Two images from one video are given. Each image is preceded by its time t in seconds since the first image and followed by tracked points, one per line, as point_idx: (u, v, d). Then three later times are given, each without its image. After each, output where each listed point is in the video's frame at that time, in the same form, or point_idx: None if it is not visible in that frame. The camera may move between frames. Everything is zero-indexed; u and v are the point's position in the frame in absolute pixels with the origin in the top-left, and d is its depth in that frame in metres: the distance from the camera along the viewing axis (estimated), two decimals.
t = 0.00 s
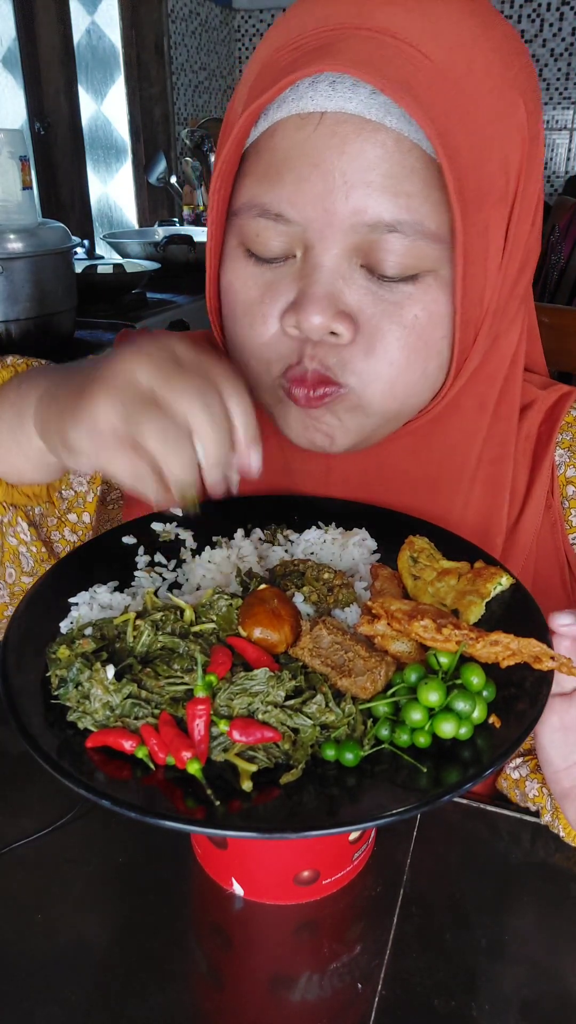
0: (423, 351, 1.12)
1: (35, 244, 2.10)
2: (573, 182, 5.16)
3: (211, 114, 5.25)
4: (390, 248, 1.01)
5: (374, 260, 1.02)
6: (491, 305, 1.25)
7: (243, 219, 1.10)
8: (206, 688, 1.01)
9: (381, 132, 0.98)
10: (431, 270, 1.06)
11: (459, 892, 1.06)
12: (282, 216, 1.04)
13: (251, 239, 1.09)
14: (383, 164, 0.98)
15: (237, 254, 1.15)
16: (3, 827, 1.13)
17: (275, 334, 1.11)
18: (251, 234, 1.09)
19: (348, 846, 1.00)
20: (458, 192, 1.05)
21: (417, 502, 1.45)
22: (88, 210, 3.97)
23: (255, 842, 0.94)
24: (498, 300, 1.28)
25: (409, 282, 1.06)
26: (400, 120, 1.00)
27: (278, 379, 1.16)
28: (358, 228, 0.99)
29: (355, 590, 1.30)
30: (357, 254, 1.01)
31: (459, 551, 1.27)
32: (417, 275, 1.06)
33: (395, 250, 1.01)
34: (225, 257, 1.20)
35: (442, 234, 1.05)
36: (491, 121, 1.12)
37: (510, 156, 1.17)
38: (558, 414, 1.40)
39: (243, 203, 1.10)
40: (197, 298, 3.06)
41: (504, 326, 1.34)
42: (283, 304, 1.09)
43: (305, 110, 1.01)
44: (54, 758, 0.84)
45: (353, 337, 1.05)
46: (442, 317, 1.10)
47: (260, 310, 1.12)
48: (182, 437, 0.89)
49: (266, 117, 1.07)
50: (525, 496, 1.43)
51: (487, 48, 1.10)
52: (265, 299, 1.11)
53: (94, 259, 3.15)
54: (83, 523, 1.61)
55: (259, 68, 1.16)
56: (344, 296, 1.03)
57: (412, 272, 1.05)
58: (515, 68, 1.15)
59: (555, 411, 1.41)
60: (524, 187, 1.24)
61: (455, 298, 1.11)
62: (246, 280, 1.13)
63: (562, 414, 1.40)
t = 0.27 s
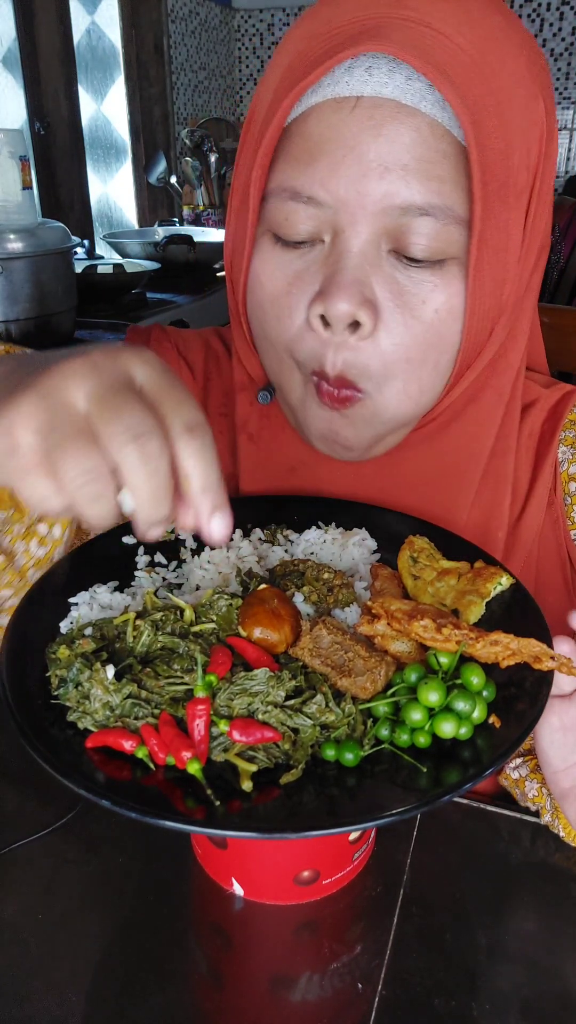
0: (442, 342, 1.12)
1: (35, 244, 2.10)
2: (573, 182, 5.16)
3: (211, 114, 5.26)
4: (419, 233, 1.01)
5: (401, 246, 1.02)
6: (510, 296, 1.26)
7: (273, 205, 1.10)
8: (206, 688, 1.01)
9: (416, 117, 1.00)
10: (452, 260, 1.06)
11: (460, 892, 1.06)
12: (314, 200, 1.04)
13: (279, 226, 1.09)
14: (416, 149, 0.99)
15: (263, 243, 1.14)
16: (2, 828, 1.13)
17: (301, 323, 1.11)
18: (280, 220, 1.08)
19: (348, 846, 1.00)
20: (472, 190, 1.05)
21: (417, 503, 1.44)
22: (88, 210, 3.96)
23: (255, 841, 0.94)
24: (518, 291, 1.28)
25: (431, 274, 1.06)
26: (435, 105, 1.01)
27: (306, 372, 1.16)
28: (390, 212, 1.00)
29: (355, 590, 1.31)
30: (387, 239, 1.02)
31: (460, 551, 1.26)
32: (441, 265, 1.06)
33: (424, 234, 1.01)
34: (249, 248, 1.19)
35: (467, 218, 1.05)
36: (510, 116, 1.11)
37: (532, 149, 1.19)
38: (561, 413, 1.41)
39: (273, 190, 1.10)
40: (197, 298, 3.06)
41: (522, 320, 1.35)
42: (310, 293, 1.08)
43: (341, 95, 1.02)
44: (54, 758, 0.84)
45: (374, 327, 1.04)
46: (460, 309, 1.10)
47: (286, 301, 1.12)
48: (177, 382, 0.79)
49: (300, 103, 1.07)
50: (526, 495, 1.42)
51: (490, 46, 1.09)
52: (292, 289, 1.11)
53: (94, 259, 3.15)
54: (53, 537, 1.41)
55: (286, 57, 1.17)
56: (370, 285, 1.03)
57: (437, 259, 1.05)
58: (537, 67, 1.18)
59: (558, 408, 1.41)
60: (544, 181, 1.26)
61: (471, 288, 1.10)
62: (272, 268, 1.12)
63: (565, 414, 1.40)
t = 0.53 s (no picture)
0: (460, 331, 1.12)
1: (35, 244, 2.10)
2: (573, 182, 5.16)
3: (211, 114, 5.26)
4: (430, 230, 1.01)
5: (412, 243, 1.02)
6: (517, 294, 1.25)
7: (281, 200, 1.09)
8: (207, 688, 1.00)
9: (427, 115, 0.99)
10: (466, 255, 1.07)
11: (460, 892, 1.06)
12: (322, 196, 1.03)
13: (287, 221, 1.09)
14: (429, 147, 0.99)
15: (272, 236, 1.14)
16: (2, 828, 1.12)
17: (311, 314, 1.11)
18: (288, 214, 1.08)
19: (348, 846, 1.00)
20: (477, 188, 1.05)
21: (417, 503, 1.44)
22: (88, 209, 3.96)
23: (255, 842, 0.94)
24: (524, 289, 1.28)
25: (447, 265, 1.06)
26: (446, 104, 1.01)
27: (310, 360, 1.16)
28: (399, 210, 1.00)
29: (355, 590, 1.31)
30: (397, 236, 1.02)
31: (460, 552, 1.27)
32: (456, 258, 1.06)
33: (433, 232, 1.01)
34: (256, 243, 1.19)
35: (481, 217, 1.06)
36: (517, 115, 1.11)
37: (541, 149, 1.19)
38: (566, 413, 1.41)
39: (281, 184, 1.10)
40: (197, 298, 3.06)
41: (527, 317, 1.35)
42: (319, 286, 1.09)
43: (352, 91, 1.02)
44: (54, 758, 0.84)
45: (390, 318, 1.05)
46: (477, 298, 1.11)
47: (294, 293, 1.12)
48: (221, 530, 0.73)
49: (311, 98, 1.07)
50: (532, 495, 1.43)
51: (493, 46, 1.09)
52: (299, 282, 1.11)
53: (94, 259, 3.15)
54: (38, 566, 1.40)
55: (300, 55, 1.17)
56: (382, 279, 1.04)
57: (451, 255, 1.05)
58: (549, 67, 1.18)
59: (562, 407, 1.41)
60: (555, 179, 1.25)
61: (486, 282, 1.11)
62: (280, 260, 1.13)
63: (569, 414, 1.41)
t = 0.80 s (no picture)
0: (455, 330, 1.11)
1: (34, 244, 2.10)
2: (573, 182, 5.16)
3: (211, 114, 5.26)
4: (424, 229, 1.01)
5: (405, 242, 1.02)
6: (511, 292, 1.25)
7: (276, 199, 1.09)
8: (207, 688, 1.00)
9: (420, 114, 0.99)
10: (459, 254, 1.06)
11: (460, 892, 1.06)
12: (316, 196, 1.03)
13: (282, 220, 1.09)
14: (422, 146, 0.99)
15: (268, 236, 1.14)
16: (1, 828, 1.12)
17: (306, 315, 1.11)
18: (282, 214, 1.08)
19: (348, 846, 1.00)
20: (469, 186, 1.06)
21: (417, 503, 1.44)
22: (88, 209, 3.96)
23: (255, 842, 0.94)
24: (519, 287, 1.28)
25: (439, 264, 1.06)
26: (439, 102, 1.00)
27: (310, 365, 1.16)
28: (392, 209, 1.00)
29: (355, 590, 1.31)
30: (390, 234, 1.01)
31: (459, 552, 1.27)
32: (449, 258, 1.06)
33: (426, 231, 1.01)
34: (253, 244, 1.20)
35: (473, 217, 1.05)
36: (514, 116, 1.11)
37: (536, 149, 1.19)
38: (564, 413, 1.41)
39: (276, 184, 1.10)
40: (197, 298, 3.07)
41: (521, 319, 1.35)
42: (313, 288, 1.09)
43: (345, 90, 1.02)
44: (54, 758, 0.84)
45: (384, 317, 1.05)
46: (471, 297, 1.11)
47: (290, 292, 1.12)
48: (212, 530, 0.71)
49: (305, 97, 1.07)
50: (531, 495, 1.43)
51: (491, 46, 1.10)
52: (295, 282, 1.11)
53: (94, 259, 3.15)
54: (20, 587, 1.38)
55: (298, 53, 1.17)
56: (375, 278, 1.03)
57: (444, 255, 1.05)
58: (544, 69, 1.18)
59: (561, 408, 1.42)
60: (549, 178, 1.25)
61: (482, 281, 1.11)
62: (276, 260, 1.13)
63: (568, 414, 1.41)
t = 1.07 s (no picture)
0: (442, 334, 1.12)
1: (34, 244, 2.10)
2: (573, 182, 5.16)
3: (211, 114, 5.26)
4: (418, 223, 1.01)
5: (401, 237, 1.02)
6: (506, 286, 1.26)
7: (272, 194, 1.10)
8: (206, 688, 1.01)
9: (414, 107, 0.99)
10: (452, 252, 1.07)
11: (459, 892, 1.06)
12: (313, 190, 1.03)
13: (278, 215, 1.09)
14: (415, 139, 0.99)
15: (265, 231, 1.15)
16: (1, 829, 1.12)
17: (297, 307, 1.11)
18: (279, 210, 1.09)
19: (348, 846, 1.00)
20: (465, 182, 1.06)
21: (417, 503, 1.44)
22: (88, 209, 3.96)
23: (255, 842, 0.94)
24: (513, 282, 1.29)
25: (433, 261, 1.06)
26: (433, 95, 1.00)
27: (293, 353, 1.15)
28: (387, 203, 1.00)
29: (355, 590, 1.31)
30: (386, 229, 1.02)
31: (459, 552, 1.26)
32: (442, 254, 1.06)
33: (422, 224, 1.01)
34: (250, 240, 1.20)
35: (468, 210, 1.05)
36: (509, 114, 1.12)
37: (531, 144, 1.19)
38: (563, 411, 1.40)
39: (272, 180, 1.11)
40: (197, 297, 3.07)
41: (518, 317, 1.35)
42: (307, 281, 1.09)
43: (340, 84, 1.02)
44: (54, 758, 0.84)
45: (376, 314, 1.05)
46: (461, 300, 1.11)
47: (285, 288, 1.12)
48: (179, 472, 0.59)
49: (300, 90, 1.08)
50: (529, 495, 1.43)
51: (489, 44, 1.10)
52: (290, 276, 1.11)
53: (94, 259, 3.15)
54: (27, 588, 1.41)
55: (295, 47, 1.17)
56: (371, 272, 1.03)
57: (437, 250, 1.06)
58: (538, 64, 1.18)
59: (560, 406, 1.41)
60: (544, 173, 1.25)
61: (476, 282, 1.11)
62: (271, 256, 1.13)
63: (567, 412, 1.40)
